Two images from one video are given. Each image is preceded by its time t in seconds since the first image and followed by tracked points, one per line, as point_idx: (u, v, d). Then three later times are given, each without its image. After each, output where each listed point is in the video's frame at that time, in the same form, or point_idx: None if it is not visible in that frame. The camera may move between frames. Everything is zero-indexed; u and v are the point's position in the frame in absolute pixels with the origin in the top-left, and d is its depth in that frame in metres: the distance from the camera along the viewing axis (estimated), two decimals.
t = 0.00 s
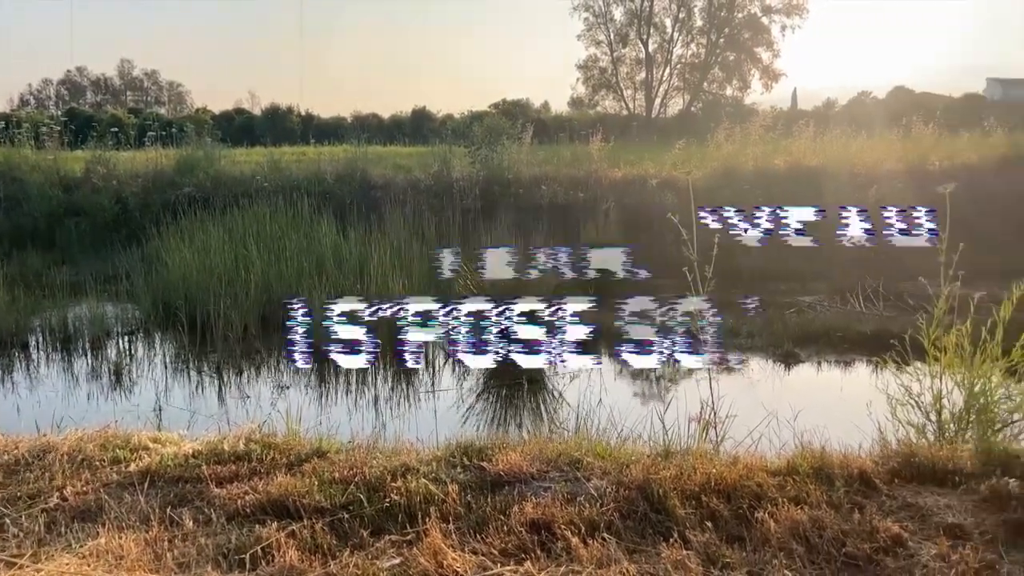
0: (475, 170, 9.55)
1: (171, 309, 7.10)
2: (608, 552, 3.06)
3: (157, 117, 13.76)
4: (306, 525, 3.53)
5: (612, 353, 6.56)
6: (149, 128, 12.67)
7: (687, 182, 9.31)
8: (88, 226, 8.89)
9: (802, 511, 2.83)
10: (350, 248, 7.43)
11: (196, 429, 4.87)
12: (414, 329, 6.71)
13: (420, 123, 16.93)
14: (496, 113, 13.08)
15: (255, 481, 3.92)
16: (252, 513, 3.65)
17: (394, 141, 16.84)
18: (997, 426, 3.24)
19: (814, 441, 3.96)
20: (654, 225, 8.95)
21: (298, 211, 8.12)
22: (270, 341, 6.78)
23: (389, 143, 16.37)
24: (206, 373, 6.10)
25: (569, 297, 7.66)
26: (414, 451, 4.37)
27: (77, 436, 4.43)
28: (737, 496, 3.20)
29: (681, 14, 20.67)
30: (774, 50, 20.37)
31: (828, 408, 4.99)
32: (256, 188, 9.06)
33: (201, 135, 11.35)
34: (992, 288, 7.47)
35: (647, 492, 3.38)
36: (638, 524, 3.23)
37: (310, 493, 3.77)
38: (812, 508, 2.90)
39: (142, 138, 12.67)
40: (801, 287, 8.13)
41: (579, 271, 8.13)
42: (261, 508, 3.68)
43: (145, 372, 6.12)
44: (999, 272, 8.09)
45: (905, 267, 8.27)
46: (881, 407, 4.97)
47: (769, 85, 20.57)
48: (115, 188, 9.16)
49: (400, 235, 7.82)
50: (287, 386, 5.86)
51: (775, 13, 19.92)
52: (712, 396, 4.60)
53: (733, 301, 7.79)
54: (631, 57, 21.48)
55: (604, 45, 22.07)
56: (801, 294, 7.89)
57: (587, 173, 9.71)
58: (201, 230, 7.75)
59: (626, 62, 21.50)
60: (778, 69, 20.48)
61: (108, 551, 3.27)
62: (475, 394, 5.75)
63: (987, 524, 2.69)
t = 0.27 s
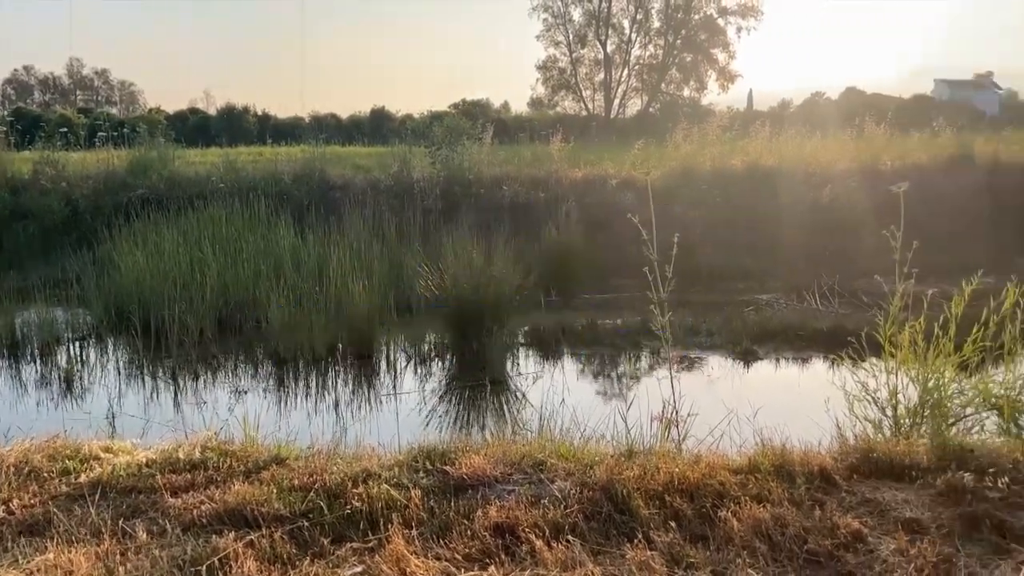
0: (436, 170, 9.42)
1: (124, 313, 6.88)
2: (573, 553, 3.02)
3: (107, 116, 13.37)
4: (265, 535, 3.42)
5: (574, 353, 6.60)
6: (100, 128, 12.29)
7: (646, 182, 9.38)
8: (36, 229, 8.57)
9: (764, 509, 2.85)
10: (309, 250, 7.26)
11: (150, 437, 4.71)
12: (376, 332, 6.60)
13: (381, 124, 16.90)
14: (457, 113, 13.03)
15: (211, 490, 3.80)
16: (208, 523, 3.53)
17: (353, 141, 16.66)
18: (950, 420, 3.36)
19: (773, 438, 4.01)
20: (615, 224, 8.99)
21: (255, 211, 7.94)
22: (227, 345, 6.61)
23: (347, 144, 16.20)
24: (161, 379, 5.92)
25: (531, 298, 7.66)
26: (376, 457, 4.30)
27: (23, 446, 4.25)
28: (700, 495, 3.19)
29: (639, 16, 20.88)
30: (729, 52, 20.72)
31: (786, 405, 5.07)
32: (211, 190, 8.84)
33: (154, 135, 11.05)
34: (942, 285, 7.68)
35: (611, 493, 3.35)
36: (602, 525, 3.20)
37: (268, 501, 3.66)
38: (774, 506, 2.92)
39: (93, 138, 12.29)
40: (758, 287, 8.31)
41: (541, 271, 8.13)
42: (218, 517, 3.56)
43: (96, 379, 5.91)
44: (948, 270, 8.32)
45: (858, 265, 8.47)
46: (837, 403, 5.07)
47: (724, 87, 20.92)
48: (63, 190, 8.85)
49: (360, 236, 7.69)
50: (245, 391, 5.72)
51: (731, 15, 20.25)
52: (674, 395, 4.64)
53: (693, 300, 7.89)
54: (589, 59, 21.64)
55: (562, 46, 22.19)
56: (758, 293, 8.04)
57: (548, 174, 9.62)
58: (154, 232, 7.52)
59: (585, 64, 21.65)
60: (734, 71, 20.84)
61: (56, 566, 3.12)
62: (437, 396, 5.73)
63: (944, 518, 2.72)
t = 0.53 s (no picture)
0: (389, 172, 9.31)
1: (66, 320, 6.61)
2: (530, 557, 2.95)
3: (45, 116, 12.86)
4: (213, 548, 3.29)
5: (530, 354, 6.59)
6: (37, 129, 11.80)
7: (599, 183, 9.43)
8: None
9: (719, 508, 2.86)
10: (259, 253, 7.10)
11: (92, 448, 4.51)
12: (329, 334, 6.43)
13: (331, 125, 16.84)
14: (410, 114, 12.91)
15: (156, 503, 3.64)
16: (153, 538, 3.38)
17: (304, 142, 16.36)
18: (897, 415, 3.45)
19: (726, 436, 4.05)
20: (569, 225, 9.00)
21: (203, 214, 7.73)
22: (174, 351, 6.40)
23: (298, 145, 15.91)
24: (105, 387, 5.70)
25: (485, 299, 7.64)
26: (328, 464, 4.19)
27: None
28: (656, 495, 3.18)
29: (590, 18, 21.02)
30: (679, 54, 21.01)
31: (739, 402, 5.13)
32: (157, 192, 8.57)
33: (96, 136, 10.67)
34: (886, 281, 7.90)
35: (568, 495, 3.30)
36: (559, 528, 3.15)
37: (217, 513, 3.53)
38: (730, 505, 2.93)
39: (30, 139, 11.79)
40: (708, 285, 8.43)
41: (495, 272, 8.10)
42: (163, 531, 3.41)
43: (35, 390, 5.65)
44: (892, 267, 8.55)
45: (806, 262, 8.66)
46: (789, 399, 5.14)
47: (675, 89, 21.20)
48: None
49: (312, 239, 7.55)
50: (194, 399, 5.54)
51: (680, 17, 20.55)
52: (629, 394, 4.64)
53: (646, 299, 7.96)
54: (542, 60, 21.69)
55: (515, 48, 22.19)
56: (709, 291, 8.15)
57: (502, 175, 9.62)
58: (96, 235, 7.25)
59: (538, 65, 21.72)
60: (684, 73, 21.16)
61: None
62: (392, 401, 5.65)
63: (893, 513, 2.77)
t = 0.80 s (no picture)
0: (335, 173, 9.15)
1: None
2: (481, 563, 2.87)
3: None
4: (152, 563, 3.13)
5: (481, 355, 6.55)
6: None
7: (548, 183, 9.45)
8: None
9: (668, 507, 2.86)
10: (203, 257, 6.90)
11: (24, 461, 4.29)
12: (276, 339, 6.25)
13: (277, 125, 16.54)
14: (357, 115, 12.75)
15: (91, 518, 3.46)
16: (88, 555, 3.21)
17: (248, 142, 15.98)
18: (840, 410, 3.51)
19: (675, 434, 4.09)
20: (518, 225, 8.98)
21: (143, 216, 7.46)
22: (113, 358, 6.15)
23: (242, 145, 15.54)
24: (38, 398, 5.44)
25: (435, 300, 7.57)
26: (274, 473, 4.05)
27: None
28: (606, 496, 3.14)
29: (537, 19, 21.09)
30: (626, 55, 21.24)
31: (688, 400, 5.18)
32: (92, 194, 8.24)
33: (27, 136, 10.21)
34: (827, 279, 8.11)
35: (518, 499, 3.24)
36: (510, 532, 3.09)
37: (156, 527, 3.37)
38: (679, 503, 2.94)
39: None
40: (656, 284, 8.54)
41: (445, 273, 8.03)
42: (98, 547, 3.24)
43: None
44: (832, 265, 8.80)
45: (751, 261, 8.84)
46: (735, 396, 5.21)
47: (622, 90, 21.43)
48: None
49: (257, 241, 7.38)
50: (133, 408, 5.33)
51: (626, 19, 20.79)
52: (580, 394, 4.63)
53: (595, 299, 8.02)
54: (490, 60, 21.67)
55: (463, 48, 22.11)
56: (657, 290, 8.26)
57: (451, 176, 9.56)
58: (28, 239, 6.93)
59: (486, 65, 21.70)
60: (630, 74, 21.42)
61: None
62: (341, 406, 5.53)
63: (837, 507, 2.81)
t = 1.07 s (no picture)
0: (277, 174, 8.94)
1: None
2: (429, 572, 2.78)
3: None
4: None
5: (429, 358, 6.47)
6: None
7: (494, 183, 9.41)
8: None
9: (617, 508, 2.86)
10: (138, 261, 6.64)
11: None
12: (216, 345, 6.01)
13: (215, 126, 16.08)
14: (299, 115, 12.49)
15: (17, 539, 3.26)
16: None
17: (185, 143, 15.49)
18: (782, 406, 3.60)
19: (623, 434, 4.11)
20: (465, 226, 8.92)
21: (74, 219, 7.14)
22: (45, 368, 5.90)
23: (178, 146, 15.04)
24: None
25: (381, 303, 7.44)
26: (214, 486, 3.89)
27: None
28: (555, 499, 3.10)
29: (481, 19, 21.05)
30: (570, 57, 21.38)
31: (635, 399, 5.21)
32: (19, 197, 7.85)
33: None
34: (768, 277, 8.30)
35: (467, 505, 3.17)
36: (458, 539, 3.01)
37: (88, 545, 3.19)
38: (627, 504, 2.94)
39: None
40: (602, 283, 8.60)
41: (390, 275, 7.92)
42: (25, 569, 3.05)
43: None
44: (772, 263, 9.01)
45: (694, 260, 8.99)
46: (681, 395, 5.27)
47: (566, 91, 21.56)
48: None
49: (195, 245, 7.14)
50: (65, 420, 5.10)
51: (569, 21, 20.94)
52: (529, 396, 4.61)
53: (542, 299, 8.02)
54: (434, 61, 21.51)
55: (406, 48, 21.90)
56: (603, 290, 8.31)
57: (396, 177, 9.44)
58: None
59: (429, 65, 21.55)
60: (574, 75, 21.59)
61: None
62: (284, 413, 5.38)
63: (781, 503, 2.86)
